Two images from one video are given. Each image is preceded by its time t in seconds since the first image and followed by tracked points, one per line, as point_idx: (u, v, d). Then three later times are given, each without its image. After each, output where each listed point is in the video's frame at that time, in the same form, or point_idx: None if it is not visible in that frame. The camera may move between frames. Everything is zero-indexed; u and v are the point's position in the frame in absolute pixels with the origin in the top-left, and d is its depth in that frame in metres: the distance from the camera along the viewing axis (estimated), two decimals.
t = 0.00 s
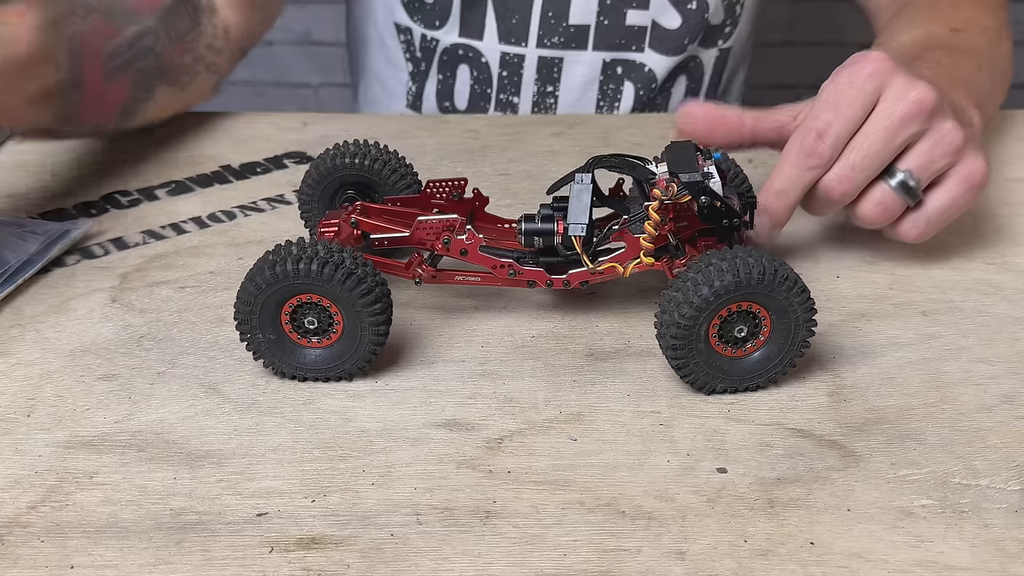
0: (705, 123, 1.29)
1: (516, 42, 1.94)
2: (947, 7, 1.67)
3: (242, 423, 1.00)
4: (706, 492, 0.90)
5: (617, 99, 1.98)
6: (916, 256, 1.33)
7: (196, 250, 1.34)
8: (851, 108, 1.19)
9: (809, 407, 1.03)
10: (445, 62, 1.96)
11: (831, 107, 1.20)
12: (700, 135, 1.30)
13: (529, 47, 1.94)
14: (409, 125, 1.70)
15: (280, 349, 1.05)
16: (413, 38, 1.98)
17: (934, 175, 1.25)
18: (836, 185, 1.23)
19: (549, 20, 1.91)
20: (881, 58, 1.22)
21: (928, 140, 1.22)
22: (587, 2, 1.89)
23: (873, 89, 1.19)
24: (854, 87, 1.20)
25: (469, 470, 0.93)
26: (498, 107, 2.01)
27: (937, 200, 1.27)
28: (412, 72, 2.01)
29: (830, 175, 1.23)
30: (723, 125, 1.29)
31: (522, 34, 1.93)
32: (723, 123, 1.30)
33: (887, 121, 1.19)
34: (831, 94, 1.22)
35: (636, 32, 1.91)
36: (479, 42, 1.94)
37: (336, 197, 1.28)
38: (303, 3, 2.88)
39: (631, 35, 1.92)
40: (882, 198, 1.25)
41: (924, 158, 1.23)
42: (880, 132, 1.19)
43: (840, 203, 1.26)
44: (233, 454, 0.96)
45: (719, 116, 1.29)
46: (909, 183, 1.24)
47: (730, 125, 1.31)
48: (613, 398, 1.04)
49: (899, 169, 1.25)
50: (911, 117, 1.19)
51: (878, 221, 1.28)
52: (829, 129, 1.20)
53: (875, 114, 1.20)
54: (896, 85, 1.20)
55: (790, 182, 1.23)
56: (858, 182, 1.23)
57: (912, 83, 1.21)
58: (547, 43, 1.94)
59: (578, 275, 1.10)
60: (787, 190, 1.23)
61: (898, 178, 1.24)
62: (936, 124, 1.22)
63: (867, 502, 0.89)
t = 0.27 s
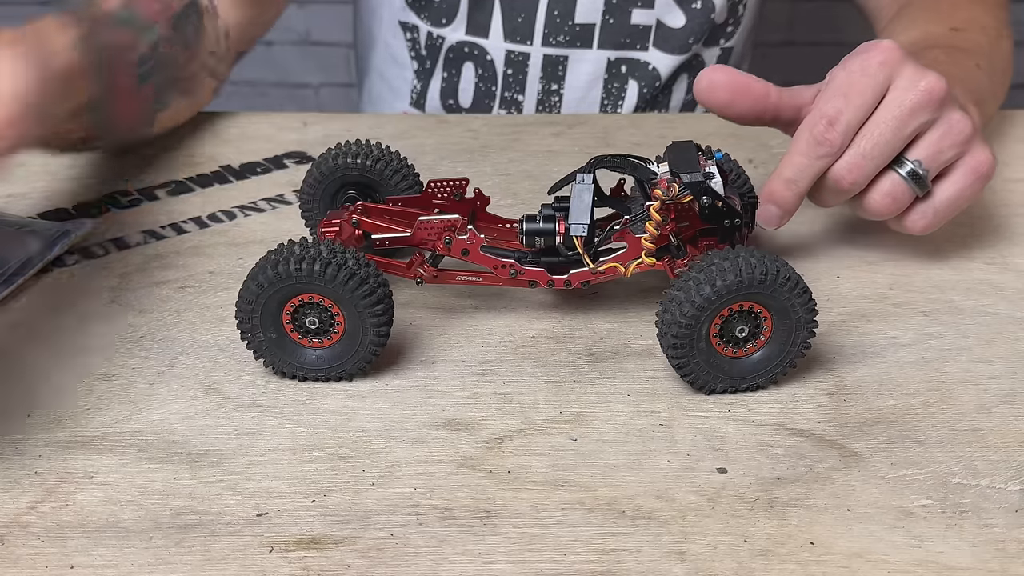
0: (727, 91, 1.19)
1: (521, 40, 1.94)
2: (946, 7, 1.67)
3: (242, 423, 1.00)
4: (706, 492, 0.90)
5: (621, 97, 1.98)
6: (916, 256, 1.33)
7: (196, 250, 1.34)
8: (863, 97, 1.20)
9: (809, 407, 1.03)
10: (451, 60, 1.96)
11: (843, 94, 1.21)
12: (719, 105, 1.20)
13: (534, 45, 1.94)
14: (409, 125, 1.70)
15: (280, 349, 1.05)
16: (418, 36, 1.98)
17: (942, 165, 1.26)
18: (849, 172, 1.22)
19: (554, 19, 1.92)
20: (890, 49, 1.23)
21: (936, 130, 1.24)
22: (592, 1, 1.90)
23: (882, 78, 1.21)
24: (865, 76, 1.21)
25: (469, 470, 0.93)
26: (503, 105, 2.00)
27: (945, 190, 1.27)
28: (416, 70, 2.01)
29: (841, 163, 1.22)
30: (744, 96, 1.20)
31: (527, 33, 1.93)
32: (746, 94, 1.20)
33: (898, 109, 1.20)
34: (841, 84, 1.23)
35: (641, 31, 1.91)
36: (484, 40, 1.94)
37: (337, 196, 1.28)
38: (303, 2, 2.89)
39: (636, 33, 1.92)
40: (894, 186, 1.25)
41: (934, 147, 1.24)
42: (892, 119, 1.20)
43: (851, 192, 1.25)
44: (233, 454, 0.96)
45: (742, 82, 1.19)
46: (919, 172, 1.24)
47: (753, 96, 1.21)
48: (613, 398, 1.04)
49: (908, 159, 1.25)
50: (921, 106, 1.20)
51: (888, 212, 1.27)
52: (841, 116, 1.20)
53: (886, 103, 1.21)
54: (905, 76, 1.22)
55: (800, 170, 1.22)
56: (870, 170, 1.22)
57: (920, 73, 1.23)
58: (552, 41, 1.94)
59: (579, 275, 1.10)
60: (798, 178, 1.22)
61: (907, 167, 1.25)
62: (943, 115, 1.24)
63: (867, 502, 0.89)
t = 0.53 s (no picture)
0: (731, 82, 1.17)
1: (521, 40, 1.94)
2: (946, 7, 1.67)
3: (242, 423, 1.00)
4: (706, 492, 0.90)
5: (621, 98, 1.97)
6: (916, 256, 1.33)
7: (196, 250, 1.34)
8: (863, 96, 1.18)
9: (809, 407, 1.03)
10: (451, 61, 1.96)
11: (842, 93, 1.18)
12: (722, 93, 1.18)
13: (533, 45, 1.94)
14: (409, 125, 1.70)
15: (280, 349, 1.05)
16: (418, 37, 1.97)
17: (938, 168, 1.25)
18: (846, 172, 1.21)
19: (554, 19, 1.92)
20: (890, 49, 1.21)
21: (934, 132, 1.23)
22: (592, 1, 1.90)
23: (881, 78, 1.19)
24: (864, 75, 1.19)
25: (469, 470, 0.93)
26: (503, 105, 2.01)
27: (941, 192, 1.27)
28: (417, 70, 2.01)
29: (838, 163, 1.21)
30: (747, 89, 1.19)
31: (526, 33, 1.93)
32: (753, 83, 1.19)
33: (896, 111, 1.18)
34: (840, 82, 1.20)
35: (640, 31, 1.92)
36: (484, 41, 1.94)
37: (337, 196, 1.28)
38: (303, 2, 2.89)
39: (636, 33, 1.92)
40: (889, 188, 1.25)
41: (931, 149, 1.23)
42: (890, 120, 1.18)
43: (847, 192, 1.25)
44: (233, 453, 0.96)
45: (746, 75, 1.17)
46: (916, 174, 1.23)
47: (754, 88, 1.20)
48: (613, 398, 1.04)
49: (906, 160, 1.24)
50: (919, 108, 1.19)
51: (882, 213, 1.28)
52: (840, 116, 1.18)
53: (885, 102, 1.19)
54: (904, 76, 1.20)
55: (797, 170, 1.21)
56: (866, 171, 1.21)
57: (919, 74, 1.21)
58: (552, 42, 1.94)
59: (579, 275, 1.10)
60: (794, 177, 1.22)
61: (904, 169, 1.24)
62: (942, 116, 1.22)
63: (867, 502, 0.89)
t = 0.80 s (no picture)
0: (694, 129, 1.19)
1: (520, 42, 1.93)
2: (945, 7, 1.67)
3: (242, 423, 1.00)
4: (706, 492, 0.90)
5: (620, 99, 1.97)
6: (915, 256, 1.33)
7: (196, 250, 1.34)
8: (829, 133, 1.20)
9: (809, 407, 1.03)
10: (450, 61, 1.97)
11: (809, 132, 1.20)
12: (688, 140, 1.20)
13: (533, 47, 1.94)
14: (409, 125, 1.70)
15: (281, 348, 1.05)
16: (417, 38, 1.97)
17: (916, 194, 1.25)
18: (819, 208, 1.23)
19: (554, 21, 1.91)
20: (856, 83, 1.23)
21: (907, 161, 1.23)
22: (592, 3, 1.90)
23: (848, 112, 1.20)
24: (830, 113, 1.21)
25: (469, 470, 0.93)
26: (503, 106, 2.01)
27: (924, 215, 1.27)
28: (417, 71, 2.01)
29: (811, 199, 1.23)
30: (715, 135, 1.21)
31: (526, 34, 1.93)
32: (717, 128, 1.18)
33: (864, 145, 1.20)
34: (808, 119, 1.22)
35: (640, 32, 1.91)
36: (484, 42, 1.94)
37: (337, 196, 1.28)
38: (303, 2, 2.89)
39: (635, 35, 1.92)
40: (867, 219, 1.25)
41: (906, 177, 1.24)
42: (858, 156, 1.20)
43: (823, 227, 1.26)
44: (233, 453, 0.96)
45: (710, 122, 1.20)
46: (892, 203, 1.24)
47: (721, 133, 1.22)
48: (613, 398, 1.04)
49: (880, 192, 1.25)
50: (888, 140, 1.20)
51: (864, 242, 1.28)
52: (809, 154, 1.20)
53: (852, 138, 1.21)
54: (871, 110, 1.21)
55: (769, 208, 1.24)
56: (840, 206, 1.23)
57: (886, 106, 1.22)
58: (551, 44, 1.94)
59: (579, 275, 1.11)
60: (768, 215, 1.24)
61: (879, 201, 1.24)
62: (915, 145, 1.23)
63: (867, 502, 0.89)
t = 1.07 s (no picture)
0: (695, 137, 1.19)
1: (518, 44, 1.94)
2: (945, 7, 1.67)
3: (242, 423, 1.00)
4: (706, 492, 0.90)
5: (618, 101, 1.97)
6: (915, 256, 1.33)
7: (196, 250, 1.34)
8: (828, 138, 1.19)
9: (809, 407, 1.03)
10: (448, 65, 1.98)
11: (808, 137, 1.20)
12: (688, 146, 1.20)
13: (530, 49, 1.94)
14: (409, 125, 1.70)
15: (280, 349, 1.05)
16: (415, 41, 1.96)
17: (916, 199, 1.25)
18: (818, 214, 1.23)
19: (550, 23, 1.91)
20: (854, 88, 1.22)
21: (907, 166, 1.23)
22: (589, 5, 1.88)
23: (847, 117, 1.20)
24: (829, 118, 1.20)
25: (469, 470, 0.93)
26: (502, 109, 2.02)
27: (922, 220, 1.26)
28: (414, 75, 2.02)
29: (810, 204, 1.23)
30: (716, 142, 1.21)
31: (523, 37, 1.93)
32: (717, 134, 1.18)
33: (863, 150, 1.19)
34: (807, 124, 1.22)
35: (637, 34, 1.91)
36: (480, 45, 1.95)
37: (336, 196, 1.28)
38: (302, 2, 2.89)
39: (633, 36, 1.92)
40: (865, 225, 1.25)
41: (906, 182, 1.23)
42: (857, 161, 1.20)
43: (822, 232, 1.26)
44: (233, 453, 0.96)
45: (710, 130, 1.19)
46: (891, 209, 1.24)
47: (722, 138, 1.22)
48: (613, 398, 1.04)
49: (880, 196, 1.24)
50: (888, 144, 1.19)
51: (861, 247, 1.29)
52: (808, 159, 1.20)
53: (852, 142, 1.20)
54: (871, 114, 1.21)
55: (768, 213, 1.23)
56: (839, 211, 1.23)
57: (886, 111, 1.22)
58: (549, 46, 1.94)
59: (579, 275, 1.11)
60: (768, 221, 1.24)
61: (877, 206, 1.24)
62: (915, 149, 1.22)
63: (867, 502, 0.89)
